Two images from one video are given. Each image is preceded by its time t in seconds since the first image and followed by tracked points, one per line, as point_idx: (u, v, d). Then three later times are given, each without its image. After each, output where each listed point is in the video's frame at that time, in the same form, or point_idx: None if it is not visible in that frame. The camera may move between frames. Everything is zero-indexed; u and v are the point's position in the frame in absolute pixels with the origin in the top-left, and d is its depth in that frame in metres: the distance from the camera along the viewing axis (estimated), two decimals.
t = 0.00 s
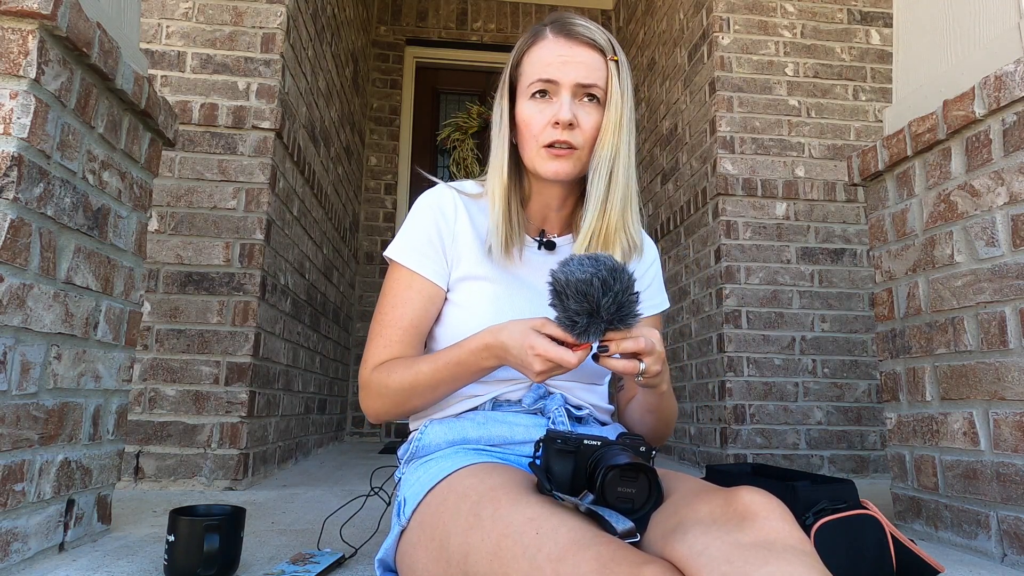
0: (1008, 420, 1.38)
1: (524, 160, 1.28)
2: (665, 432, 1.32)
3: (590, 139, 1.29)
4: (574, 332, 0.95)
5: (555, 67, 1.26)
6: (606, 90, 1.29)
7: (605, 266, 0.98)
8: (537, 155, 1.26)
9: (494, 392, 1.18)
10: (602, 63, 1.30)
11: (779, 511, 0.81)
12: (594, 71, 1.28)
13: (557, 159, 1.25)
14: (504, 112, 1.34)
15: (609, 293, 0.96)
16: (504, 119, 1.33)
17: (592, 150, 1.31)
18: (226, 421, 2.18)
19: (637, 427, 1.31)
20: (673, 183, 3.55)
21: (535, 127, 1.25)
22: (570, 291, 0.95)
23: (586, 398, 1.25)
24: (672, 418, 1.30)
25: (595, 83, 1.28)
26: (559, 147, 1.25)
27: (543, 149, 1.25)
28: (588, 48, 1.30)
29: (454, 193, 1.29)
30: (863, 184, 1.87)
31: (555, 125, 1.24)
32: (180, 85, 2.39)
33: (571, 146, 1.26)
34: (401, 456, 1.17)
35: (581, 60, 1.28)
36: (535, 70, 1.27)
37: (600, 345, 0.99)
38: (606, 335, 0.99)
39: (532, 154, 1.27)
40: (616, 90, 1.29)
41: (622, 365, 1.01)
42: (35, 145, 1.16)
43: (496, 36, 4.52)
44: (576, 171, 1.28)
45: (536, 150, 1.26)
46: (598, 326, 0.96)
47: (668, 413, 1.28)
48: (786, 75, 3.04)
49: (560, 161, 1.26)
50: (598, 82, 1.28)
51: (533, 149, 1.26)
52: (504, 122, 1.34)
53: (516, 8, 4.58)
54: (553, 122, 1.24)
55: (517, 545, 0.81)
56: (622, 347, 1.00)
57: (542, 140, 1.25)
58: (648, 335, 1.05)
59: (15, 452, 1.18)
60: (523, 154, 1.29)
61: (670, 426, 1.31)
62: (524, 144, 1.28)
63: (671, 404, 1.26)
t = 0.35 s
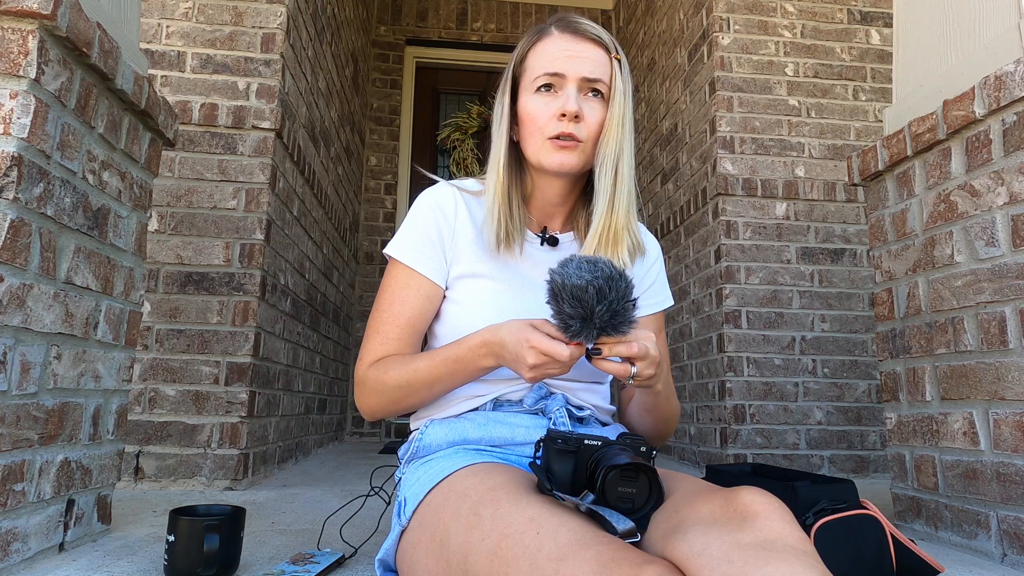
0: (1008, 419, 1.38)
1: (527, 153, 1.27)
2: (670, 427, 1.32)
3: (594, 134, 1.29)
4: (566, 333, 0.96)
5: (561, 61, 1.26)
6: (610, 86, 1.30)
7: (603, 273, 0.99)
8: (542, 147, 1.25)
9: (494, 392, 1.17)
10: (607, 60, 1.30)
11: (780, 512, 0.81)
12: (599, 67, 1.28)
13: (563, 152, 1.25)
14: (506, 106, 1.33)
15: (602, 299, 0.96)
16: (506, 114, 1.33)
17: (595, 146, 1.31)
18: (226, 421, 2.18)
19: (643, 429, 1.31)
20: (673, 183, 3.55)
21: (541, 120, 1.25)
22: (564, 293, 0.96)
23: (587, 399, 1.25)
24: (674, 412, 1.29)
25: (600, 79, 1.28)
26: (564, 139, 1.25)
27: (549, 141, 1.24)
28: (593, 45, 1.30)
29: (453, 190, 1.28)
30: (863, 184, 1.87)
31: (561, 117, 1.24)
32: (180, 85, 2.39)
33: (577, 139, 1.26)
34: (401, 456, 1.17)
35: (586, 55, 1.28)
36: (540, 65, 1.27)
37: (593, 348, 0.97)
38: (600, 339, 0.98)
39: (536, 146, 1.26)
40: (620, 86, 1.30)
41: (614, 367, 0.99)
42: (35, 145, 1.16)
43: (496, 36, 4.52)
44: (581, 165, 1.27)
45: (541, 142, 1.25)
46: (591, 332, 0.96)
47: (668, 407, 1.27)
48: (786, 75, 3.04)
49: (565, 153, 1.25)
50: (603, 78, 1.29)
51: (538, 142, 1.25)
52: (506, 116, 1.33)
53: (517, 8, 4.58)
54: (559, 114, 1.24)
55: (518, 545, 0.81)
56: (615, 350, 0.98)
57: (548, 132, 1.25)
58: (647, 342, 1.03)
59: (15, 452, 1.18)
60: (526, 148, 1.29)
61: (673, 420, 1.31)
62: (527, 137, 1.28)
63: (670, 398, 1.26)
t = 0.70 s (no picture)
0: (1008, 420, 1.38)
1: (528, 151, 1.27)
2: (672, 425, 1.32)
3: (594, 133, 1.29)
4: (556, 337, 0.95)
5: (562, 60, 1.26)
6: (609, 86, 1.30)
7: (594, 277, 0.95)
8: (543, 146, 1.25)
9: (493, 392, 1.17)
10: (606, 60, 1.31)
11: (780, 511, 0.81)
12: (599, 66, 1.28)
13: (564, 150, 1.25)
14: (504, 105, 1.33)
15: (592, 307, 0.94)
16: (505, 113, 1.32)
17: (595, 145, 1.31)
18: (226, 421, 2.18)
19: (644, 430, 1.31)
20: (673, 183, 3.55)
21: (541, 118, 1.25)
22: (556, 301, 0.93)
23: (586, 399, 1.25)
24: (674, 411, 1.29)
25: (600, 79, 1.28)
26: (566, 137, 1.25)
27: (550, 139, 1.25)
28: (593, 44, 1.30)
29: (451, 190, 1.28)
30: (863, 184, 1.87)
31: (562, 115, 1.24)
32: (180, 85, 2.39)
33: (578, 137, 1.26)
34: (401, 456, 1.17)
35: (587, 54, 1.28)
36: (540, 63, 1.27)
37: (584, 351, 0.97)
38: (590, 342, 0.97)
39: (536, 145, 1.26)
40: (620, 86, 1.30)
41: (603, 371, 1.00)
42: (35, 145, 1.16)
43: (496, 36, 4.52)
44: (582, 163, 1.28)
45: (542, 140, 1.25)
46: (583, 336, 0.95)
47: (666, 408, 1.26)
48: (786, 75, 3.04)
49: (566, 152, 1.25)
50: (603, 77, 1.29)
51: (538, 140, 1.25)
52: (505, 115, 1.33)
53: (516, 8, 4.58)
54: (560, 112, 1.24)
55: (518, 545, 0.81)
56: (606, 355, 0.98)
57: (548, 130, 1.25)
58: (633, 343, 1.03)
59: (15, 452, 1.18)
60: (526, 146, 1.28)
61: (674, 417, 1.30)
62: (528, 136, 1.27)
63: (668, 399, 1.25)
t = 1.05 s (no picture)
0: (1008, 419, 1.38)
1: (532, 154, 1.27)
2: (681, 424, 1.32)
3: (598, 136, 1.30)
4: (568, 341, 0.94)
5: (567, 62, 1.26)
6: (613, 88, 1.31)
7: (593, 274, 0.96)
8: (547, 148, 1.25)
9: (493, 392, 1.17)
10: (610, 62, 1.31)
11: (780, 511, 0.81)
12: (604, 69, 1.28)
13: (569, 153, 1.25)
14: (506, 106, 1.32)
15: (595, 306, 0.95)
16: (507, 113, 1.32)
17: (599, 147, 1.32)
18: (226, 421, 2.18)
19: (653, 427, 1.31)
20: (673, 183, 3.55)
21: (546, 121, 1.25)
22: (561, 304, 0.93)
23: (587, 399, 1.25)
24: (683, 409, 1.29)
25: (605, 81, 1.28)
26: (571, 141, 1.25)
27: (554, 142, 1.25)
28: (598, 46, 1.30)
29: (453, 191, 1.28)
30: (863, 184, 1.87)
31: (567, 118, 1.24)
32: (180, 85, 2.39)
33: (584, 140, 1.26)
34: (401, 457, 1.17)
35: (592, 57, 1.28)
36: (545, 65, 1.27)
37: (595, 348, 0.97)
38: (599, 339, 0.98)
39: (540, 148, 1.26)
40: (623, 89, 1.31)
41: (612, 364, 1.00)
42: (35, 145, 1.16)
43: (496, 36, 4.52)
44: (585, 166, 1.28)
45: (546, 143, 1.25)
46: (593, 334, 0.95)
47: (676, 404, 1.27)
48: (786, 75, 3.04)
49: (571, 155, 1.25)
50: (609, 80, 1.29)
51: (543, 143, 1.25)
52: (507, 116, 1.32)
53: (517, 8, 4.58)
54: (565, 115, 1.24)
55: (518, 545, 0.81)
56: (613, 349, 0.99)
57: (553, 134, 1.25)
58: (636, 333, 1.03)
59: (15, 452, 1.18)
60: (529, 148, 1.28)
61: (683, 416, 1.31)
62: (531, 137, 1.27)
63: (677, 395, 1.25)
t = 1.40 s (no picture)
0: (1008, 419, 1.38)
1: (534, 159, 1.27)
2: (671, 418, 1.31)
3: (600, 147, 1.29)
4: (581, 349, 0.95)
5: (579, 70, 1.24)
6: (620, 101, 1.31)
7: (614, 288, 0.92)
8: (548, 156, 1.25)
9: (493, 392, 1.17)
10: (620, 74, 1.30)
11: (780, 511, 0.81)
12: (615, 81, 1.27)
13: (568, 162, 1.25)
14: (512, 103, 1.29)
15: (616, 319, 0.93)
16: (513, 111, 1.29)
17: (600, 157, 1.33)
18: (226, 421, 2.18)
19: (642, 423, 1.29)
20: (673, 183, 3.55)
21: (550, 129, 1.24)
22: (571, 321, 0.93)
23: (586, 398, 1.25)
24: (671, 401, 1.28)
25: (614, 94, 1.27)
26: (572, 151, 1.24)
27: (556, 150, 1.24)
28: (611, 56, 1.29)
29: (452, 191, 1.28)
30: (863, 184, 1.87)
31: (571, 129, 1.23)
32: (180, 85, 2.39)
33: (585, 151, 1.25)
34: (401, 457, 1.17)
35: (603, 67, 1.26)
36: (556, 69, 1.25)
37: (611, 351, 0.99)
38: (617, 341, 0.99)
39: (542, 154, 1.26)
40: (630, 104, 1.32)
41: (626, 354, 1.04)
42: (35, 145, 1.16)
43: (496, 36, 4.52)
44: (584, 177, 1.28)
45: (547, 150, 1.25)
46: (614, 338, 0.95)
47: (663, 394, 1.26)
48: (786, 75, 3.04)
49: (570, 165, 1.25)
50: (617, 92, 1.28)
51: (546, 150, 1.25)
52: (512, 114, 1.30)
53: (516, 8, 4.58)
54: (570, 125, 1.23)
55: (518, 545, 0.81)
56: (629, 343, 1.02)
57: (556, 142, 1.24)
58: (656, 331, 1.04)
59: (15, 452, 1.18)
60: (531, 152, 1.28)
61: (672, 409, 1.30)
62: (534, 142, 1.27)
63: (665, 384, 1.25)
